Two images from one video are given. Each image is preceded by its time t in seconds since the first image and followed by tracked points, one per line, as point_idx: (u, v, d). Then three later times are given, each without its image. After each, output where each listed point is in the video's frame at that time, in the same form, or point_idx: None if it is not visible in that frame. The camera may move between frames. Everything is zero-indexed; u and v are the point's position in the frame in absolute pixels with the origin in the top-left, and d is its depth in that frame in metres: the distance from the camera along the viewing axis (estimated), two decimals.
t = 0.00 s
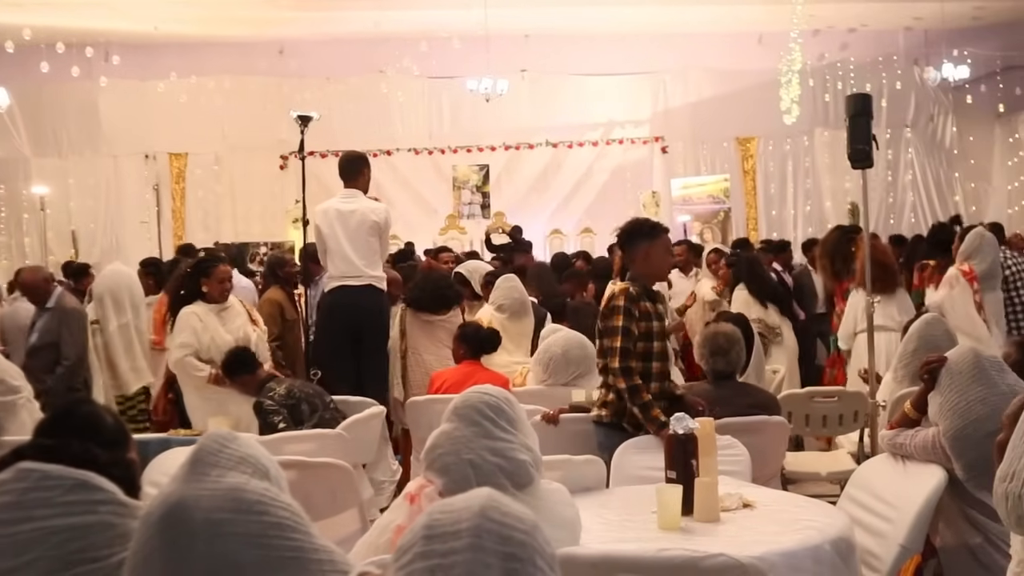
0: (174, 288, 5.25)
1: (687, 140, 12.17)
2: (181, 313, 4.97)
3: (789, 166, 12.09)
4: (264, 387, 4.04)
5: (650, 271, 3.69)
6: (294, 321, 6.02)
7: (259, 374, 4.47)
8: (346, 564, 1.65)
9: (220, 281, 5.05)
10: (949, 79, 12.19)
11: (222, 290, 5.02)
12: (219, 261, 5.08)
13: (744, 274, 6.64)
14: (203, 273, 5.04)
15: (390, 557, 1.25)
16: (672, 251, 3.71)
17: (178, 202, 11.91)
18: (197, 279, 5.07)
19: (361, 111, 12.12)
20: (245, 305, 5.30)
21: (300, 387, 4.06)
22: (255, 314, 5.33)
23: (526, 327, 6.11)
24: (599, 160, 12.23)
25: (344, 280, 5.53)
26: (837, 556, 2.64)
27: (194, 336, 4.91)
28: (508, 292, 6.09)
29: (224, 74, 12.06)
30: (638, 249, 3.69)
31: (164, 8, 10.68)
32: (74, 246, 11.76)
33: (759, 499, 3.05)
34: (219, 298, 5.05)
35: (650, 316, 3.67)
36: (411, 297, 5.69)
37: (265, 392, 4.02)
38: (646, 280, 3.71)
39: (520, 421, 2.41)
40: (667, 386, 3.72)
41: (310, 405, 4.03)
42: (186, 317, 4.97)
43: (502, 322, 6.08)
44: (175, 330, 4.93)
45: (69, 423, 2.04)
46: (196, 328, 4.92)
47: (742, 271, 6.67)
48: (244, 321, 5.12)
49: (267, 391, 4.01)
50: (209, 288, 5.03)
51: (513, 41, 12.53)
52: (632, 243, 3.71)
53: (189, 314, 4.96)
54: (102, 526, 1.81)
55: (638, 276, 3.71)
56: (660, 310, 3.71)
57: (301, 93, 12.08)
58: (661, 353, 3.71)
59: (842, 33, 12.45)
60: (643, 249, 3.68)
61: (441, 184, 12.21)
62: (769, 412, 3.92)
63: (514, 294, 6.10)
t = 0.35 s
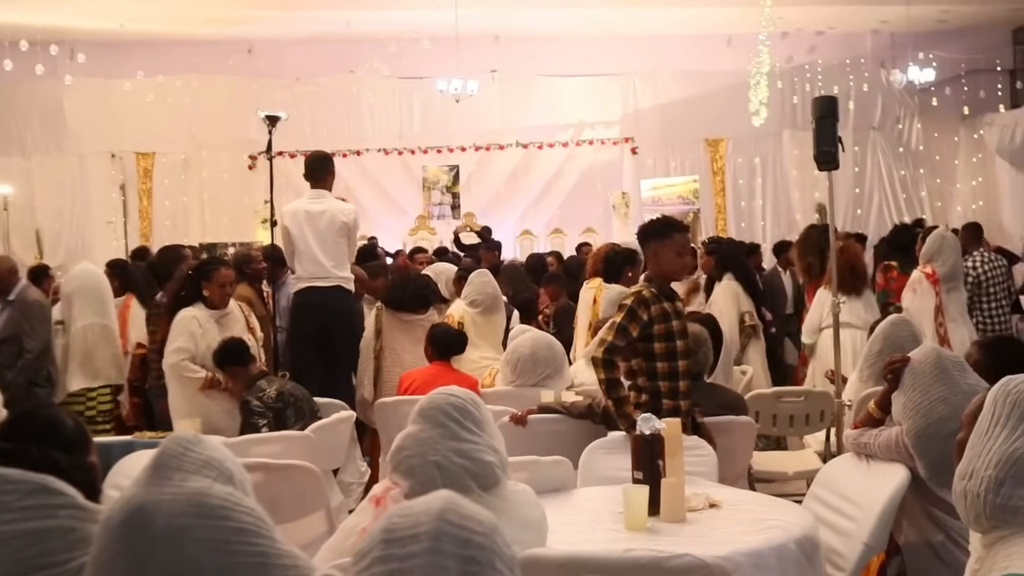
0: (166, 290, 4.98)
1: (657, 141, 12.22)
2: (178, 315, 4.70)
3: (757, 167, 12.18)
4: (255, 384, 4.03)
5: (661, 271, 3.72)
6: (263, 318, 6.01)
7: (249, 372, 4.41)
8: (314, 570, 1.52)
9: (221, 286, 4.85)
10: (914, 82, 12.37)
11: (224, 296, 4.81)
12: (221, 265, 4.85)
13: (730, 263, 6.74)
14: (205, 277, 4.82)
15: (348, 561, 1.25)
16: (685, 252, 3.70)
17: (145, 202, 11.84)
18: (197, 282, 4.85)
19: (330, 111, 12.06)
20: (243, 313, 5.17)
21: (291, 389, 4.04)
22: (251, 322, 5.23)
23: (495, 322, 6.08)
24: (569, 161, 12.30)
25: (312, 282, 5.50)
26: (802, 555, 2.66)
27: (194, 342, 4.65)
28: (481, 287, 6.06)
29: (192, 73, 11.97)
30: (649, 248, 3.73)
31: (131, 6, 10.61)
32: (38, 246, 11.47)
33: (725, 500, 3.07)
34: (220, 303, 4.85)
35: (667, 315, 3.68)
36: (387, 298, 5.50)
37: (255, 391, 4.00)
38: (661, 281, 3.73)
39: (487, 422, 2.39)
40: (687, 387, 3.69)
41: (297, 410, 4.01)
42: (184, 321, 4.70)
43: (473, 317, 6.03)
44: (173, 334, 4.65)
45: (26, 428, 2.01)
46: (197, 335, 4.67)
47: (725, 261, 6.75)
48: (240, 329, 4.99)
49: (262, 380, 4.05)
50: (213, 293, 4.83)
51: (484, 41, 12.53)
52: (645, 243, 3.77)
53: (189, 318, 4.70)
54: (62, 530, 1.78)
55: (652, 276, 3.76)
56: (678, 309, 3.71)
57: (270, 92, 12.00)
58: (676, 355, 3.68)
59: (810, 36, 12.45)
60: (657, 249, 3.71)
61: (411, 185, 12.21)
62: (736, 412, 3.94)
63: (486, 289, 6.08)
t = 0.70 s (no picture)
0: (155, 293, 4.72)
1: (629, 142, 12.25)
2: (171, 322, 4.50)
3: (729, 167, 12.25)
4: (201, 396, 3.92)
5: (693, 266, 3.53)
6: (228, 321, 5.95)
7: (195, 382, 4.18)
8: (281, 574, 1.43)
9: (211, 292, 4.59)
10: (884, 83, 12.41)
11: (214, 303, 4.54)
12: (212, 271, 4.58)
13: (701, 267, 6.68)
14: (195, 283, 4.56)
15: (314, 564, 1.25)
16: (718, 249, 3.53)
17: (114, 202, 11.73)
18: (189, 287, 4.60)
19: (301, 110, 11.98)
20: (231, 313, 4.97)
21: (238, 397, 3.94)
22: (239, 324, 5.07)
23: (478, 326, 6.08)
24: (542, 161, 12.30)
25: (283, 282, 5.48)
26: (770, 553, 2.68)
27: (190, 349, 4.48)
28: (466, 292, 6.07)
29: (161, 72, 11.87)
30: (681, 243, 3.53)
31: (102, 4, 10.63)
32: (5, 246, 11.30)
33: (695, 498, 3.08)
34: (212, 309, 4.63)
35: (702, 312, 3.49)
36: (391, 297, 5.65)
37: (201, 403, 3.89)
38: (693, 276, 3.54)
39: (455, 422, 2.37)
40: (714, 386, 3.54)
41: (251, 415, 3.92)
42: (178, 327, 4.50)
43: (457, 321, 6.06)
44: (169, 341, 4.46)
45: None
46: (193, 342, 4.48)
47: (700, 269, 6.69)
48: (230, 333, 4.85)
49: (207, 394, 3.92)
50: (202, 299, 4.58)
51: (456, 41, 12.57)
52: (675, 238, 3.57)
53: (184, 324, 4.50)
54: (25, 533, 1.53)
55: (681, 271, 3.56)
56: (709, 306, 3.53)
57: (240, 91, 11.91)
58: (705, 353, 3.50)
59: (780, 37, 12.76)
60: (694, 244, 3.51)
61: (383, 184, 12.15)
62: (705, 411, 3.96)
63: (471, 294, 6.08)
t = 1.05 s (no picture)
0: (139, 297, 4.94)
1: (602, 143, 12.25)
2: (155, 318, 4.68)
3: (701, 169, 12.31)
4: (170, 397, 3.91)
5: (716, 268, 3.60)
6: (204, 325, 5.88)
7: (165, 383, 4.08)
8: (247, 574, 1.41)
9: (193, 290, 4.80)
10: (854, 86, 12.50)
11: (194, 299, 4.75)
12: (193, 269, 4.81)
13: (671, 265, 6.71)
14: (177, 280, 4.79)
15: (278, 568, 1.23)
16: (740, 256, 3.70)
17: (83, 202, 11.63)
18: (171, 284, 4.82)
19: (273, 110, 11.89)
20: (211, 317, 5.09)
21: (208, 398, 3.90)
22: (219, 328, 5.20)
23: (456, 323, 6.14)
24: (516, 161, 12.30)
25: (259, 283, 5.32)
26: (741, 553, 2.69)
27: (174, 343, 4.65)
28: (445, 289, 6.08)
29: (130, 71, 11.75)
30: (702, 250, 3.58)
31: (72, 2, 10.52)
32: None
33: (667, 499, 3.08)
34: (194, 307, 4.82)
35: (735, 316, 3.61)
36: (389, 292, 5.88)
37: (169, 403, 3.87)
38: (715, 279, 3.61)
39: (427, 423, 2.34)
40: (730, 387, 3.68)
41: (217, 417, 3.90)
42: (162, 322, 4.68)
43: (434, 317, 6.11)
44: (154, 335, 4.62)
45: None
46: (177, 336, 4.67)
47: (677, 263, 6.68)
48: (213, 334, 4.98)
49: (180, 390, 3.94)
50: (185, 295, 4.78)
51: (429, 42, 12.57)
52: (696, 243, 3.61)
53: (169, 320, 4.68)
54: None
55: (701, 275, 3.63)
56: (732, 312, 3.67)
57: (211, 91, 11.79)
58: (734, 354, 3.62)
59: (753, 40, 12.87)
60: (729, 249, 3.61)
61: (356, 185, 12.10)
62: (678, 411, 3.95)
63: (450, 291, 6.09)
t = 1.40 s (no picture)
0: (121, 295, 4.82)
1: (579, 144, 12.30)
2: (142, 314, 4.58)
3: (678, 170, 12.36)
4: (160, 401, 3.93)
5: (732, 264, 3.97)
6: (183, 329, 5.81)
7: (162, 379, 4.02)
8: None
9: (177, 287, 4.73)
10: (830, 88, 12.62)
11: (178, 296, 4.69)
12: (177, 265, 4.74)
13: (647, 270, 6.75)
14: (161, 277, 4.71)
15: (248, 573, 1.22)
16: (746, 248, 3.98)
17: (55, 202, 11.50)
18: (156, 281, 4.74)
19: (249, 109, 11.83)
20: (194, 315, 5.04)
21: (199, 402, 3.96)
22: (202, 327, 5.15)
23: (424, 326, 6.04)
24: (493, 162, 12.30)
25: (242, 281, 5.25)
26: (716, 553, 2.69)
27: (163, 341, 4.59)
28: (412, 291, 6.02)
29: (105, 70, 11.66)
30: (721, 248, 3.93)
31: None
32: None
33: (643, 499, 3.09)
34: (180, 303, 4.75)
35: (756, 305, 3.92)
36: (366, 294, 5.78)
37: (160, 409, 3.91)
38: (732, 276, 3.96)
39: (403, 425, 2.32)
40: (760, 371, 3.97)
41: (207, 423, 3.93)
42: (149, 319, 4.58)
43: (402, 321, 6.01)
44: (142, 332, 4.53)
45: None
46: (165, 333, 4.60)
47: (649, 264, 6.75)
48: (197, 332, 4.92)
49: (171, 392, 3.96)
50: (172, 291, 4.70)
51: (407, 42, 12.56)
52: (713, 243, 3.95)
53: (157, 317, 4.59)
54: None
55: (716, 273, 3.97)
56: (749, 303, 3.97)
57: (186, 90, 11.73)
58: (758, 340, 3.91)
59: (729, 41, 13.02)
60: (739, 247, 3.93)
61: (332, 185, 12.05)
62: (654, 411, 3.95)
63: (417, 293, 6.03)
